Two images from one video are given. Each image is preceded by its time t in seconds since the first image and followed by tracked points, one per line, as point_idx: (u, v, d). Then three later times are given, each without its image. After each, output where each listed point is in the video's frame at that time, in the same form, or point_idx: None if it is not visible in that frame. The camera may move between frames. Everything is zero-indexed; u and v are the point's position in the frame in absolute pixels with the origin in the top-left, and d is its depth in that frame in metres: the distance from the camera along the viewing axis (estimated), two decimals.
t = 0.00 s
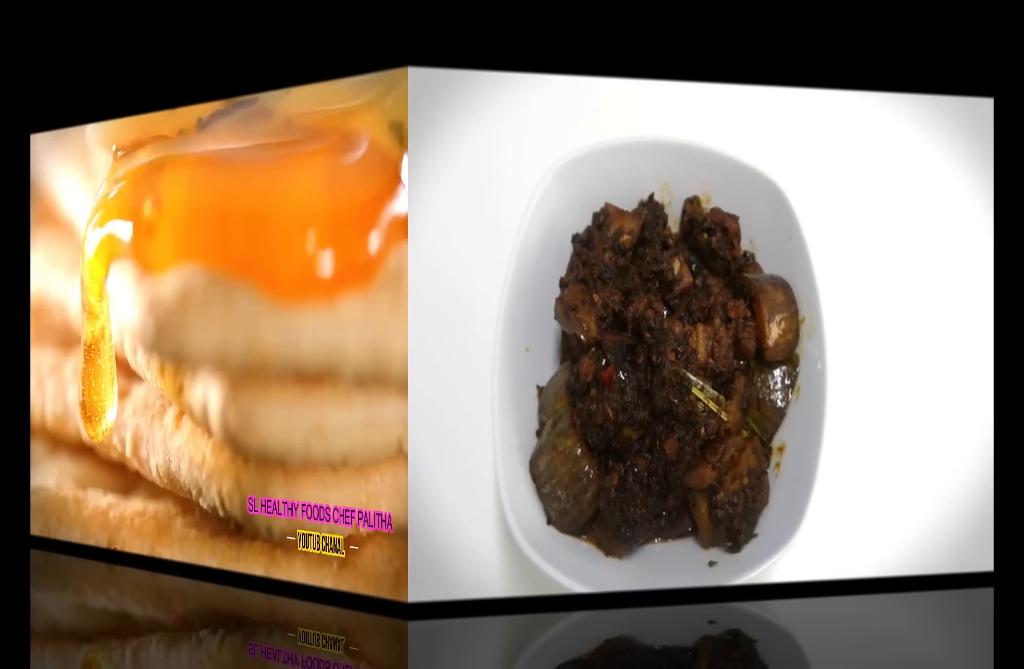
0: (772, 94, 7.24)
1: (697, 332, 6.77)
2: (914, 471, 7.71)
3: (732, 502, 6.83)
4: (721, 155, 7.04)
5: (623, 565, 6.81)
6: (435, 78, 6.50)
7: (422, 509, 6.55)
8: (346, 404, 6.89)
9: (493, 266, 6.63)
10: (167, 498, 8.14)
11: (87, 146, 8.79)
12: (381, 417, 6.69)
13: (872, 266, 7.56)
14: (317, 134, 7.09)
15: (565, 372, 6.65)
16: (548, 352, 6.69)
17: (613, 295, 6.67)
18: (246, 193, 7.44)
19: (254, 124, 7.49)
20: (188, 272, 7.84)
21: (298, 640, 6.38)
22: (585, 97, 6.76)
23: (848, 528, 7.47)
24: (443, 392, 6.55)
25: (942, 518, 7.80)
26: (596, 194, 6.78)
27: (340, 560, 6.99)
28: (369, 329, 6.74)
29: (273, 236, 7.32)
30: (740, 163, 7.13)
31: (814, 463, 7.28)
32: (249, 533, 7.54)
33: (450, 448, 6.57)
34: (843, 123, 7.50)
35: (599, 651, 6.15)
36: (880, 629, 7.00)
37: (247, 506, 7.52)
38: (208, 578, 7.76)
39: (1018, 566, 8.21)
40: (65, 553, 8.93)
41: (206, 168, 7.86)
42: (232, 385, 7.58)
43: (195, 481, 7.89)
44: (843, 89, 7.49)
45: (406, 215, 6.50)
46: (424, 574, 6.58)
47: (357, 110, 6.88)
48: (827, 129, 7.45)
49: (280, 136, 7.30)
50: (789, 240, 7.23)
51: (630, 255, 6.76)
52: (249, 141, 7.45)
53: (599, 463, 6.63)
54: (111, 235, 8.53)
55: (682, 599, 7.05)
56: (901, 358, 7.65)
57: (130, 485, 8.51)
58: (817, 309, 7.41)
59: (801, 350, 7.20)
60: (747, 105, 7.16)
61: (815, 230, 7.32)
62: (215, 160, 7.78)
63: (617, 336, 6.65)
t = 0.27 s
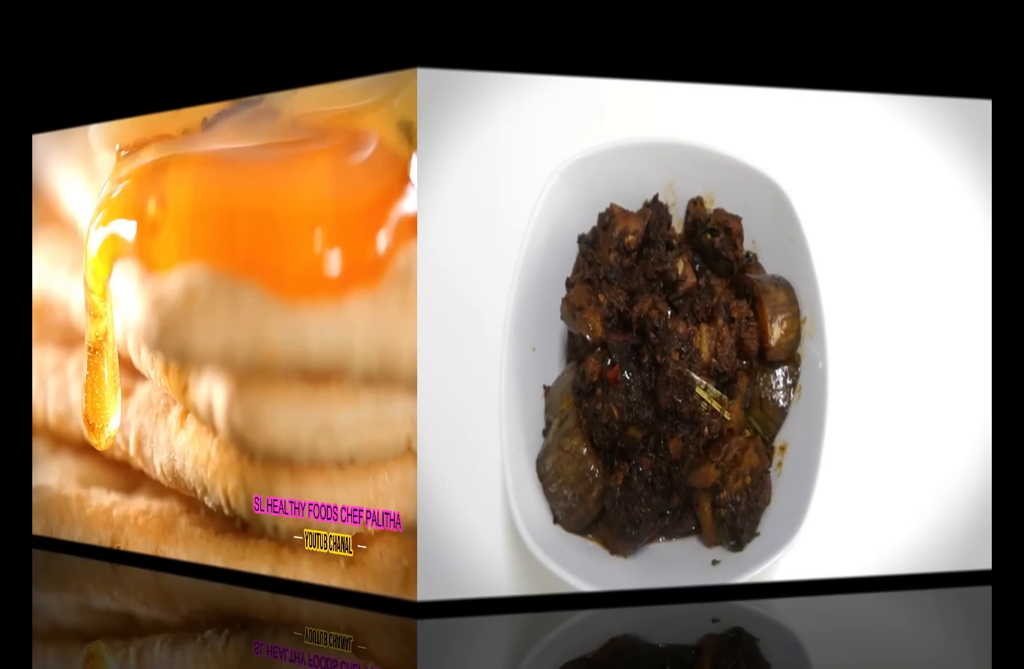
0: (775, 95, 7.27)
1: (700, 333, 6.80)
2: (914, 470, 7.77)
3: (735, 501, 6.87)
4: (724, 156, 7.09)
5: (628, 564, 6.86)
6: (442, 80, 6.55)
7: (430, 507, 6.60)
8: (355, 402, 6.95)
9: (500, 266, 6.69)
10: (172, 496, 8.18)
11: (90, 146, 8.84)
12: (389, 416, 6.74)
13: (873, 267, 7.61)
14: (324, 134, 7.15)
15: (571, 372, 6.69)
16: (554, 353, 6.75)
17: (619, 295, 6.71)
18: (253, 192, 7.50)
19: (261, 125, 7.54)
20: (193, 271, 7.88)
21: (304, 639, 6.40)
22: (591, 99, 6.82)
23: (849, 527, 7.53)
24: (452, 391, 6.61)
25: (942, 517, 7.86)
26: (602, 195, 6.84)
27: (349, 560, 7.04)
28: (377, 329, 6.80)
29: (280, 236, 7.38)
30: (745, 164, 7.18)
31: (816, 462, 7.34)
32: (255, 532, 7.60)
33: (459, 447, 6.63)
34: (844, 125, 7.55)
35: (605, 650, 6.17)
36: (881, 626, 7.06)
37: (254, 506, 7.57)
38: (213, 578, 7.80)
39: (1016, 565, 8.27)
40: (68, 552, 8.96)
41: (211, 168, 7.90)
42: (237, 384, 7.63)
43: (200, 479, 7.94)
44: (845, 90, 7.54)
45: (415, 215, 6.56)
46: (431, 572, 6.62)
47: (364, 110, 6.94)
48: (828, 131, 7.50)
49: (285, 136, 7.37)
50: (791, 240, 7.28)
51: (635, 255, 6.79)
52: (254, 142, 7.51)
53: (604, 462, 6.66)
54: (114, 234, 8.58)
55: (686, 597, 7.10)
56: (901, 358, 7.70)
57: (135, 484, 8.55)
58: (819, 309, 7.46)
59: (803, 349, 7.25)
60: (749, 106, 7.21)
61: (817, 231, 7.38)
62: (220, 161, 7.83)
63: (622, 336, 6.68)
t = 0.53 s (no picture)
0: (778, 96, 7.31)
1: (704, 333, 6.92)
2: (914, 469, 7.82)
3: (738, 500, 6.97)
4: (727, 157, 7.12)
5: (632, 563, 6.89)
6: (451, 81, 6.59)
7: (438, 506, 6.62)
8: (363, 402, 6.98)
9: (507, 266, 6.71)
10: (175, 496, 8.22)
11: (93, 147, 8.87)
12: (398, 415, 6.77)
13: (874, 269, 7.65)
14: (331, 135, 7.20)
15: (577, 372, 6.75)
16: (561, 352, 6.77)
17: (623, 296, 6.82)
18: (259, 191, 7.55)
19: (267, 125, 7.58)
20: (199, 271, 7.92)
21: (311, 638, 6.41)
22: (597, 100, 6.86)
23: (850, 526, 7.57)
24: (460, 390, 6.63)
25: (941, 515, 7.92)
26: (608, 195, 6.88)
27: (357, 559, 7.06)
28: (386, 328, 6.84)
29: (288, 236, 7.43)
30: (745, 164, 7.20)
31: (817, 461, 7.38)
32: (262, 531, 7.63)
33: (467, 447, 6.65)
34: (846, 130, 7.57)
35: (610, 648, 6.20)
36: (883, 625, 7.10)
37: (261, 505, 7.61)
38: (220, 577, 7.82)
39: (1014, 562, 8.32)
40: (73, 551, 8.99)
41: (216, 168, 7.95)
42: (244, 383, 7.68)
43: (206, 479, 7.98)
44: (847, 91, 7.57)
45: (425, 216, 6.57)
46: (439, 572, 6.64)
47: (371, 111, 6.99)
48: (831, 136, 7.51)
49: (293, 137, 7.43)
50: (792, 240, 7.32)
51: (640, 256, 6.89)
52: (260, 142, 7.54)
53: (610, 462, 6.75)
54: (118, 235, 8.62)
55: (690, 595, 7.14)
56: (901, 358, 7.75)
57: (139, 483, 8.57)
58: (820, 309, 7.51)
59: (805, 349, 7.30)
60: (752, 108, 7.24)
61: (818, 231, 7.41)
62: (226, 161, 7.88)
63: (627, 336, 6.79)
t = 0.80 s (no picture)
0: (781, 97, 7.35)
1: (707, 333, 6.95)
2: (913, 468, 7.87)
3: (741, 499, 7.01)
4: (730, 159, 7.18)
5: (637, 562, 6.93)
6: (460, 82, 6.64)
7: (446, 506, 6.65)
8: (370, 401, 7.02)
9: (514, 267, 6.75)
10: (179, 495, 8.25)
11: (96, 148, 8.90)
12: (406, 415, 6.80)
13: (873, 269, 7.71)
14: (338, 136, 7.24)
15: (583, 372, 6.78)
16: (567, 352, 6.81)
17: (629, 296, 6.83)
18: (265, 192, 7.58)
19: (273, 125, 7.62)
20: (204, 271, 7.96)
21: (318, 637, 6.43)
22: (601, 101, 6.90)
23: (851, 525, 7.62)
24: (468, 389, 6.67)
25: (940, 514, 7.96)
26: (614, 196, 6.93)
27: (364, 558, 7.10)
28: (393, 329, 6.87)
29: (294, 236, 7.46)
30: (745, 165, 7.24)
31: (818, 461, 7.42)
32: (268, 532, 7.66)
33: (476, 447, 6.68)
34: (846, 129, 7.63)
35: (615, 646, 6.23)
36: (884, 623, 7.14)
37: (266, 505, 7.64)
38: (224, 577, 7.85)
39: (1012, 561, 8.37)
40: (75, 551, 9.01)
41: (221, 169, 7.99)
42: (249, 383, 7.72)
43: (209, 478, 8.01)
44: (848, 93, 7.62)
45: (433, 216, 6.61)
46: (446, 570, 6.67)
47: (378, 112, 7.02)
48: (831, 135, 7.58)
49: (298, 139, 7.47)
50: (794, 240, 7.37)
51: (645, 256, 6.91)
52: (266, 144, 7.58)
53: (615, 461, 6.78)
54: (121, 235, 8.66)
55: (694, 594, 7.18)
56: (900, 358, 7.80)
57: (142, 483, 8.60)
58: (821, 309, 7.55)
59: (806, 349, 7.34)
60: (754, 109, 7.28)
61: (819, 232, 7.46)
62: (231, 162, 7.93)
63: (633, 336, 6.82)
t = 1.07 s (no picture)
0: (783, 98, 7.38)
1: (710, 333, 7.01)
2: (913, 468, 7.92)
3: (744, 498, 7.06)
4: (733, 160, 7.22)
5: (642, 561, 6.97)
6: (468, 82, 6.69)
7: (454, 505, 6.68)
8: (377, 400, 7.06)
9: (522, 267, 6.79)
10: (184, 494, 8.29)
11: (99, 148, 8.93)
12: (414, 415, 6.83)
13: (874, 269, 7.75)
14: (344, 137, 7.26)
15: (589, 371, 6.83)
16: (573, 352, 6.85)
17: (633, 296, 6.89)
18: (272, 192, 7.60)
19: (279, 125, 7.65)
20: (208, 271, 7.99)
21: (324, 637, 6.44)
22: (607, 102, 6.93)
23: (852, 524, 7.66)
24: (476, 389, 6.69)
25: (939, 512, 8.01)
26: (620, 197, 6.96)
27: (371, 557, 7.13)
28: (401, 329, 6.90)
29: (300, 236, 7.50)
30: (746, 165, 7.27)
31: (819, 460, 7.46)
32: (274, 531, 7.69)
33: (484, 447, 6.71)
34: (847, 131, 7.66)
35: (621, 645, 6.26)
36: (885, 620, 7.18)
37: (271, 505, 7.66)
38: (229, 576, 7.87)
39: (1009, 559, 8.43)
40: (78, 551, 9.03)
41: (227, 169, 8.02)
42: (255, 383, 7.75)
43: (214, 477, 8.05)
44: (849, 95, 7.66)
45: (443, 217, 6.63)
46: (454, 569, 6.69)
47: (386, 112, 7.03)
48: (833, 136, 7.61)
49: (305, 139, 7.50)
50: (795, 240, 7.41)
51: (649, 257, 6.97)
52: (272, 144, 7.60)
53: (620, 460, 6.85)
54: (125, 235, 8.70)
55: (698, 592, 7.22)
56: (900, 357, 7.84)
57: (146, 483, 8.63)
58: (822, 308, 7.59)
59: (808, 349, 7.38)
60: (757, 110, 7.30)
61: (821, 232, 7.50)
62: (238, 164, 7.98)
63: (637, 336, 6.87)
